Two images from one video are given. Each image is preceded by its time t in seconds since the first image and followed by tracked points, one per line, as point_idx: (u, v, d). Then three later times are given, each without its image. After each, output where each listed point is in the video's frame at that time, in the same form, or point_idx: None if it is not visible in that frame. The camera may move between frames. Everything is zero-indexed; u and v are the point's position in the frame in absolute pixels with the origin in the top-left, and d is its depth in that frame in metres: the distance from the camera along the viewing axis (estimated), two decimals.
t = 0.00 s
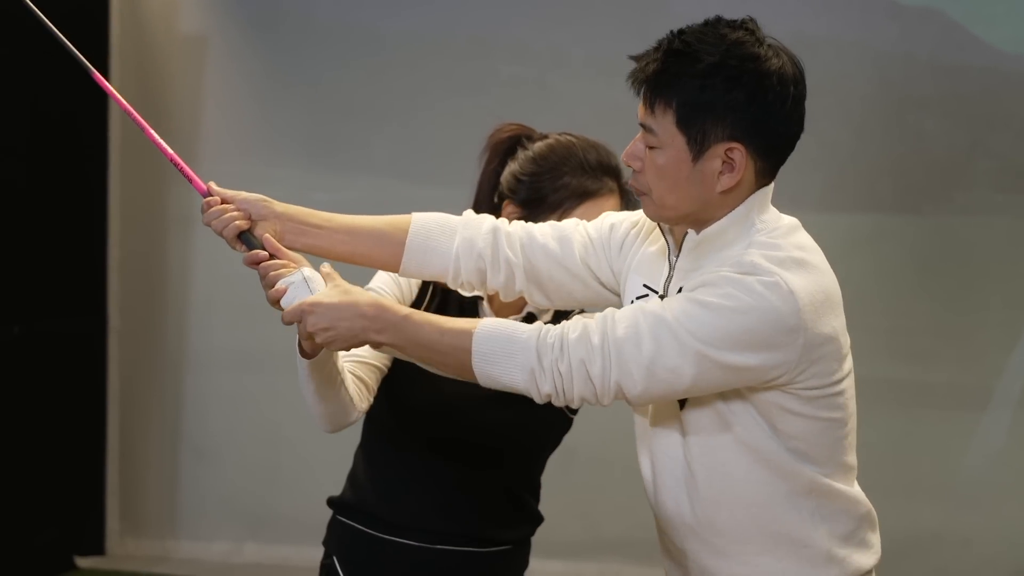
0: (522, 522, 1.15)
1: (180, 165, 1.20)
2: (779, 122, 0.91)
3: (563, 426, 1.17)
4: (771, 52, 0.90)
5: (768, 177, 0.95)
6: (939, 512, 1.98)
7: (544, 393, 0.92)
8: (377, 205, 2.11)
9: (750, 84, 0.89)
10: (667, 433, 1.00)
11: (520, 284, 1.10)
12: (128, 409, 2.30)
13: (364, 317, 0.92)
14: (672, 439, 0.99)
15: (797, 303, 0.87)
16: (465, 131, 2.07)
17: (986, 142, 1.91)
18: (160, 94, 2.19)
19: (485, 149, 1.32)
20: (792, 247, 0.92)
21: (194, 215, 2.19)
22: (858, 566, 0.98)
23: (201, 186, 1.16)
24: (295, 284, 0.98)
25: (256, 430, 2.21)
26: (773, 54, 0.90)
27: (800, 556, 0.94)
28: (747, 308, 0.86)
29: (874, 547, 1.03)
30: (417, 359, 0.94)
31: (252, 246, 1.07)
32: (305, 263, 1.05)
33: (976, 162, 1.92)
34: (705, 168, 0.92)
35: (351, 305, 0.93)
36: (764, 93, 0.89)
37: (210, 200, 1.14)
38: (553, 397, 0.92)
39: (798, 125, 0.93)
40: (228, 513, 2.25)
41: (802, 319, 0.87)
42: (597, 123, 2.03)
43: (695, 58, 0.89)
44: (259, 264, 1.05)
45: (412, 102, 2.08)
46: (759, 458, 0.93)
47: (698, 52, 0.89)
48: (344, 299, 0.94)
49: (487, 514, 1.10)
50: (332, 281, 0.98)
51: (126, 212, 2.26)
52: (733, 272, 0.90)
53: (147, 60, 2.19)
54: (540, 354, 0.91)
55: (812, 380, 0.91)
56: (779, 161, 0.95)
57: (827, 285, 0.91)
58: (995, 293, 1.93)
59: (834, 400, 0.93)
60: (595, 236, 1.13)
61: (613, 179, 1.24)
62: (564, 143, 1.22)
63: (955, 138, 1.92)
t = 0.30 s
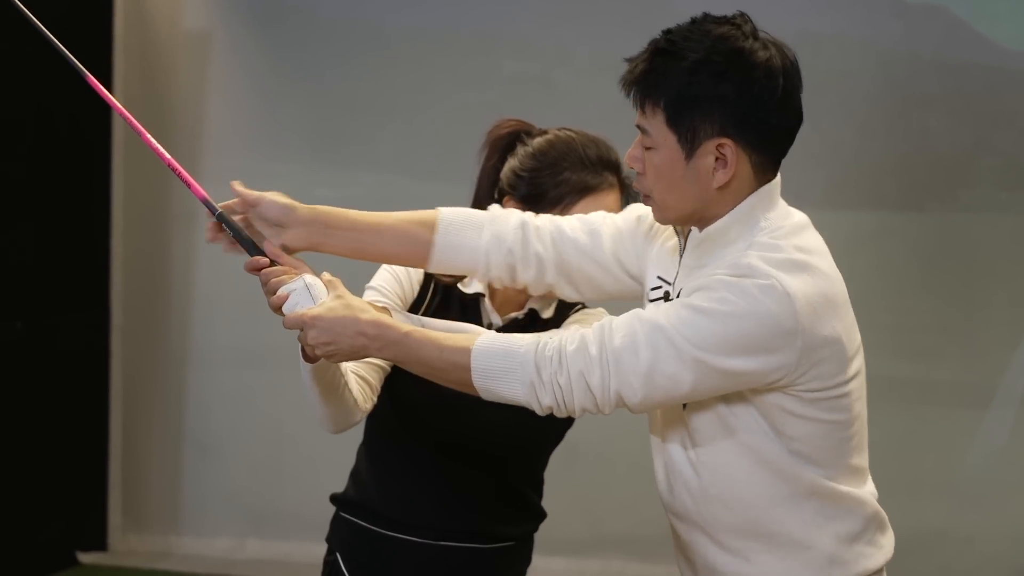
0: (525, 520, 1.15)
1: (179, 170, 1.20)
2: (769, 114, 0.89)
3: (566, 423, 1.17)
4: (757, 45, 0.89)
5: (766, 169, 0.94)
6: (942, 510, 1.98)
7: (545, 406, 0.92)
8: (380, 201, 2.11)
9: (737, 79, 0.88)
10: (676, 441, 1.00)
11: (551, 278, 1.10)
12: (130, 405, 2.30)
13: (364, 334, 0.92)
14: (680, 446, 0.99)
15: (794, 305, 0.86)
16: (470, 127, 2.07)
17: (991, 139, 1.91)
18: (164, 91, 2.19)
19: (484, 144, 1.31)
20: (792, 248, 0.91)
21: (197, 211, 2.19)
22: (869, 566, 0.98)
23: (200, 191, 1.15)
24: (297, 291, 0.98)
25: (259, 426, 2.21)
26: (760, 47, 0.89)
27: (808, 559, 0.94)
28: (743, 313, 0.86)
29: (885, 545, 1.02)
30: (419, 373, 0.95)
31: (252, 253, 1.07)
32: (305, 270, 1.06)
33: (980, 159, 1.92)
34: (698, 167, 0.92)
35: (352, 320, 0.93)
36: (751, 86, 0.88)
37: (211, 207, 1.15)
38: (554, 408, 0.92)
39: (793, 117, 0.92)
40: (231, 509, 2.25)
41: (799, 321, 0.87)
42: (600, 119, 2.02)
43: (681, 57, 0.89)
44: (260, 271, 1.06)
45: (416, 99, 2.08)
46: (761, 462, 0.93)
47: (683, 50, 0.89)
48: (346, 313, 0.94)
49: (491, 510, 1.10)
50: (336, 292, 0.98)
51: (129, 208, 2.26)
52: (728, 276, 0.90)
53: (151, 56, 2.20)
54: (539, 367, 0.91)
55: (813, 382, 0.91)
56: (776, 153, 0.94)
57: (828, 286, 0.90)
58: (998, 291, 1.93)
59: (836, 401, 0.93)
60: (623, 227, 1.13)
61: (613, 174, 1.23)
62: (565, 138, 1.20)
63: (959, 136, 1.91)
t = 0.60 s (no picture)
0: (520, 520, 1.14)
1: (178, 174, 1.20)
2: (771, 99, 0.89)
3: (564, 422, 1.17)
4: (762, 31, 0.90)
5: (783, 157, 0.93)
6: (937, 508, 1.99)
7: (539, 402, 0.92)
8: (376, 199, 2.10)
9: (737, 66, 0.90)
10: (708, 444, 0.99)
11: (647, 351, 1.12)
12: (125, 403, 2.30)
13: (361, 342, 0.94)
14: (710, 448, 0.98)
15: (784, 319, 0.83)
16: (467, 125, 2.06)
17: (987, 137, 1.91)
18: (160, 88, 2.19)
19: (483, 146, 1.24)
20: (803, 257, 0.88)
21: (193, 208, 2.18)
22: None
23: (201, 198, 1.17)
24: (295, 297, 0.99)
25: (255, 424, 2.21)
26: (765, 33, 0.90)
27: None
28: (731, 320, 0.85)
29: None
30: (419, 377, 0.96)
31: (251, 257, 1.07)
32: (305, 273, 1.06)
33: (977, 158, 1.92)
34: (713, 159, 0.95)
35: (350, 328, 0.94)
36: (750, 72, 0.90)
37: (209, 213, 1.15)
38: (548, 405, 0.93)
39: (810, 100, 0.90)
40: (226, 508, 2.25)
41: (793, 335, 0.84)
42: (597, 116, 2.02)
43: (689, 53, 0.95)
44: (258, 275, 1.05)
45: (413, 97, 2.07)
46: (757, 471, 0.92)
47: (688, 46, 0.94)
48: (343, 321, 0.95)
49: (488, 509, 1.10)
50: (333, 298, 1.00)
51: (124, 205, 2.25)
52: (729, 281, 0.89)
53: (148, 54, 2.19)
54: (532, 363, 0.91)
55: (813, 399, 0.87)
56: (794, 138, 0.91)
57: (840, 302, 0.85)
58: (994, 290, 1.93)
59: (845, 424, 0.88)
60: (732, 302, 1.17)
61: (616, 175, 1.14)
62: (563, 136, 1.13)
63: (956, 135, 1.92)
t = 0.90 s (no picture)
0: (523, 521, 1.14)
1: (177, 194, 1.20)
2: (822, 104, 0.82)
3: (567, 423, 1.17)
4: (814, 33, 0.82)
5: (835, 164, 0.84)
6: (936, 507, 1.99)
7: (551, 405, 0.90)
8: (375, 198, 2.10)
9: (788, 67, 0.82)
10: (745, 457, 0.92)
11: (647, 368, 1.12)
12: (125, 402, 2.30)
13: (368, 365, 0.93)
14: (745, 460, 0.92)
15: (785, 319, 0.79)
16: (466, 125, 2.06)
17: (986, 137, 1.92)
18: (159, 87, 2.19)
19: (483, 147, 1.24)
20: (822, 261, 0.82)
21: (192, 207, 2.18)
22: None
23: (202, 218, 1.17)
24: (299, 323, 0.99)
25: (254, 424, 2.20)
26: (819, 35, 0.82)
27: None
28: (735, 321, 0.81)
29: None
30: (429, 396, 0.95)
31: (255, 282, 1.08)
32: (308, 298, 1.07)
33: (975, 158, 1.92)
34: (761, 164, 0.86)
35: (355, 353, 0.93)
36: (803, 74, 0.82)
37: (210, 234, 1.15)
38: (562, 408, 0.90)
39: (863, 107, 0.82)
40: (226, 507, 2.25)
41: (798, 337, 0.79)
42: (596, 117, 2.02)
43: (738, 54, 0.87)
44: (262, 299, 1.06)
45: (412, 96, 2.07)
46: (781, 483, 0.85)
47: (739, 47, 0.86)
48: (349, 345, 0.94)
49: (491, 511, 1.10)
50: (338, 322, 0.99)
51: (123, 205, 2.26)
52: (741, 284, 0.85)
53: (147, 54, 2.19)
54: (542, 367, 0.89)
55: (826, 406, 0.80)
56: (846, 142, 0.83)
57: (851, 303, 0.78)
58: (993, 288, 1.93)
59: (864, 433, 0.79)
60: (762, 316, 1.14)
61: (618, 176, 1.14)
62: (565, 137, 1.13)
63: (954, 135, 1.92)
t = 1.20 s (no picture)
0: (524, 519, 1.14)
1: (170, 217, 1.20)
2: (831, 109, 0.81)
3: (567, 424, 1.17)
4: (820, 38, 0.82)
5: (844, 167, 0.84)
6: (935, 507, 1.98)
7: (562, 410, 0.89)
8: (375, 198, 2.10)
9: (796, 73, 0.82)
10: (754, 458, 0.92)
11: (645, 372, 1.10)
12: (124, 402, 2.29)
13: (376, 378, 0.92)
14: (754, 461, 0.91)
15: (797, 319, 0.78)
16: (465, 125, 2.06)
17: (985, 137, 1.92)
18: (158, 88, 2.19)
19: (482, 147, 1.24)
20: (830, 261, 0.81)
21: (191, 207, 2.18)
22: None
23: (198, 239, 1.16)
24: (305, 337, 0.98)
25: (254, 424, 2.20)
26: (823, 39, 0.82)
27: None
28: (747, 322, 0.80)
29: None
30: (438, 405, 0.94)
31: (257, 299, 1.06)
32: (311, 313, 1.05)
33: (975, 158, 1.92)
34: (770, 169, 0.86)
35: (363, 367, 0.93)
36: (810, 80, 0.81)
37: (208, 254, 1.14)
38: (574, 413, 0.90)
39: (871, 110, 0.82)
40: (225, 507, 2.24)
41: (810, 336, 0.78)
42: (596, 117, 2.02)
43: (743, 61, 0.86)
44: (265, 316, 1.04)
45: (411, 97, 2.07)
46: (794, 483, 0.84)
47: (744, 54, 0.86)
48: (356, 358, 0.93)
49: (492, 511, 1.10)
50: (343, 335, 0.98)
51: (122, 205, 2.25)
52: (750, 286, 0.84)
53: (145, 54, 2.19)
54: (552, 372, 0.88)
55: (839, 405, 0.80)
56: (855, 146, 0.83)
57: (863, 302, 0.78)
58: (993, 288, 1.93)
59: (876, 431, 0.79)
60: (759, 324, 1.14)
61: (619, 176, 1.14)
62: (566, 137, 1.13)
63: (954, 135, 1.92)
